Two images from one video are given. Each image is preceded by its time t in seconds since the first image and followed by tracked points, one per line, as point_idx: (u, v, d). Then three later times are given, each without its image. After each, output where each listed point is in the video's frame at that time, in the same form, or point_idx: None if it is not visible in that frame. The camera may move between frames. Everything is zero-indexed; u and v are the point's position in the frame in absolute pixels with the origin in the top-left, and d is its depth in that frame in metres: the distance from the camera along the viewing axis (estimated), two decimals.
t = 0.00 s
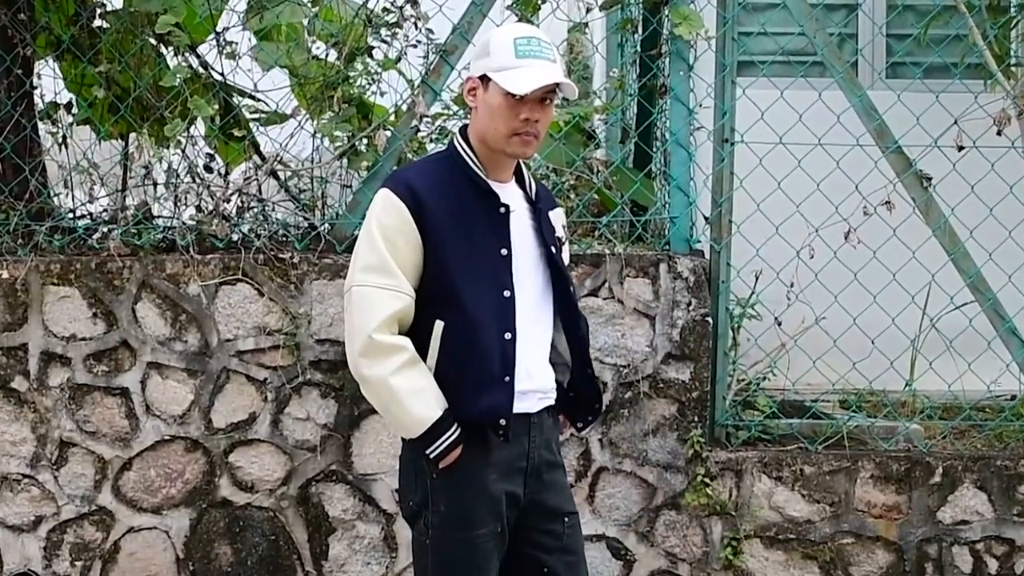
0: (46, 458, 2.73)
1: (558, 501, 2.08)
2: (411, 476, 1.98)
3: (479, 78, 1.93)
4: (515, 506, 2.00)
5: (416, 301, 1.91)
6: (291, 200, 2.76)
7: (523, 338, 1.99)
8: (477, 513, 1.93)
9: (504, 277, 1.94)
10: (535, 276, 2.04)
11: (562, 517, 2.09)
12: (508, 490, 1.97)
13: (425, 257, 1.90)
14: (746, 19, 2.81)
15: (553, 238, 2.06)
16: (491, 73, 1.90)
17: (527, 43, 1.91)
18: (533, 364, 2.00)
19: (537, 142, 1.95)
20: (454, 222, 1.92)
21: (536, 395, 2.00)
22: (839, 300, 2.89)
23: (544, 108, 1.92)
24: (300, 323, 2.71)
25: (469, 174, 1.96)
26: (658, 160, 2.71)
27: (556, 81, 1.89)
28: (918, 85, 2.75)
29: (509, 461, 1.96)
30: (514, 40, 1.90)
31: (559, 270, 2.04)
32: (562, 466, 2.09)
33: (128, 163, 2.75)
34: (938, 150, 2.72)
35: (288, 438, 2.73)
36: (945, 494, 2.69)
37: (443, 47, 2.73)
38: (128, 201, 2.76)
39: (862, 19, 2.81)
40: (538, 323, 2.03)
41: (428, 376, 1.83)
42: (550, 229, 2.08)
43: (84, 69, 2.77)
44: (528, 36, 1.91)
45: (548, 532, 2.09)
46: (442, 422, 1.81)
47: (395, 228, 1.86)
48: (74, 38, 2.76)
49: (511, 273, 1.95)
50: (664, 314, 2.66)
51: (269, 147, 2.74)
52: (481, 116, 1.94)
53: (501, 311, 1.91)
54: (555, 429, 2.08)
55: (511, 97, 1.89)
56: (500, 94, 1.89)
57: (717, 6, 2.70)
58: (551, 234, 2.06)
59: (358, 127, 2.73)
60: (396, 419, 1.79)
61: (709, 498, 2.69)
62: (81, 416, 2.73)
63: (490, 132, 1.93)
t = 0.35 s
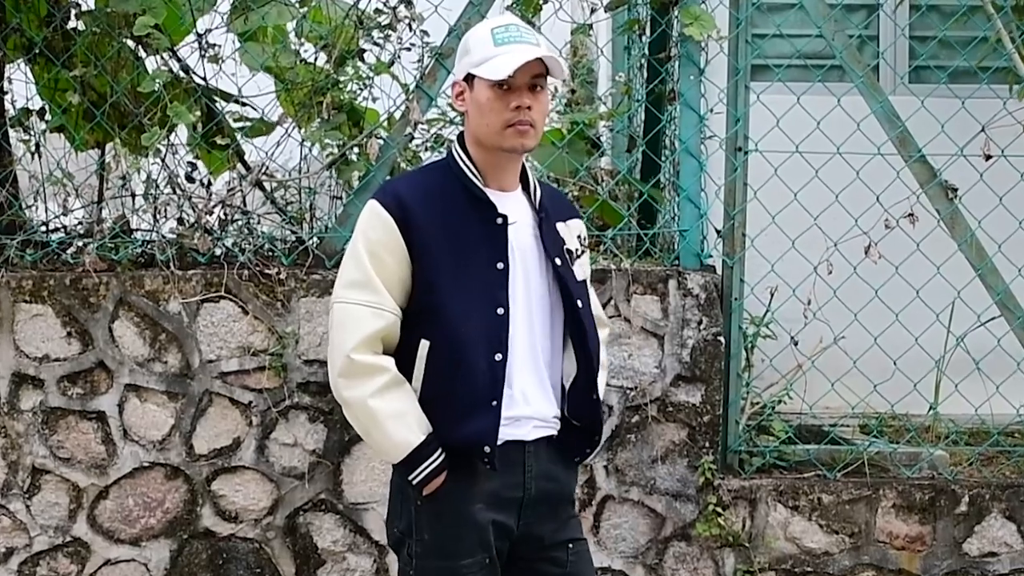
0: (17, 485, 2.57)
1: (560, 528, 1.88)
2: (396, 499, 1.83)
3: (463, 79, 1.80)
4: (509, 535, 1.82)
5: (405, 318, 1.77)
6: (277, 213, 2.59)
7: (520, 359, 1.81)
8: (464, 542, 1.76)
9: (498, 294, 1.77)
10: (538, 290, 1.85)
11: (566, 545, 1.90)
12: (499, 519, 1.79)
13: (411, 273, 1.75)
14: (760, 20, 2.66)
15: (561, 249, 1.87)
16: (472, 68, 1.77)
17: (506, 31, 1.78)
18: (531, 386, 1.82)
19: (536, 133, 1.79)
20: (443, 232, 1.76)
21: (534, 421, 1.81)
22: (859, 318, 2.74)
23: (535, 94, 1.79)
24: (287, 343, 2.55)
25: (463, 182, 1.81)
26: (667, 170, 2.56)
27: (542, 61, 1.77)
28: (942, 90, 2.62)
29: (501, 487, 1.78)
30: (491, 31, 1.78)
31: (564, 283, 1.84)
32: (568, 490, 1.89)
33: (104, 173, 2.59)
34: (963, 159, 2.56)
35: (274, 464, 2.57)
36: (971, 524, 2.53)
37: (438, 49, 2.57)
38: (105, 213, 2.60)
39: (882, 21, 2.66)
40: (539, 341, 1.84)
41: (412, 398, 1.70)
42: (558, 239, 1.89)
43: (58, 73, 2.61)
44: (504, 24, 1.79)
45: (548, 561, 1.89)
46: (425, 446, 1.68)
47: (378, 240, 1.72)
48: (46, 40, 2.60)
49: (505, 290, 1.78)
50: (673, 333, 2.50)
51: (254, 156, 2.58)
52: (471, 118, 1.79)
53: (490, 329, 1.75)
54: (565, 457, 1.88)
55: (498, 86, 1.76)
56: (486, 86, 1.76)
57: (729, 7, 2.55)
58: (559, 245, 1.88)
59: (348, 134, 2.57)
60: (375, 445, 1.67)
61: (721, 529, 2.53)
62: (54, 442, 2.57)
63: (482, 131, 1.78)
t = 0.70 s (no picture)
0: (4, 482, 2.51)
1: (561, 531, 1.75)
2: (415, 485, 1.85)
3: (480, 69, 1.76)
4: (506, 530, 1.74)
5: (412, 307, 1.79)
6: (271, 202, 2.52)
7: (523, 353, 1.73)
8: (450, 527, 1.72)
9: (492, 285, 1.71)
10: (549, 282, 1.75)
11: (567, 551, 1.76)
12: (489, 509, 1.72)
13: (414, 262, 1.76)
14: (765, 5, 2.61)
15: (580, 241, 1.75)
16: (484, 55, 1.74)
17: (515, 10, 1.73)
18: (535, 382, 1.73)
19: (556, 112, 1.72)
20: (441, 222, 1.75)
21: (532, 418, 1.72)
22: (868, 310, 2.67)
23: (550, 73, 1.72)
24: (281, 336, 2.48)
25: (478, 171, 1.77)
26: (671, 159, 2.49)
27: (551, 36, 1.70)
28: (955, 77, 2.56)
29: (492, 476, 1.71)
30: (499, 14, 1.74)
31: (572, 275, 1.73)
32: (579, 493, 1.75)
33: (93, 161, 2.52)
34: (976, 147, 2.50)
35: (268, 460, 2.50)
36: (984, 522, 2.47)
37: (436, 34, 2.50)
38: (94, 202, 2.53)
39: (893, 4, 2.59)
40: (549, 337, 1.74)
41: (404, 388, 1.73)
42: (583, 230, 1.77)
43: (46, 58, 2.54)
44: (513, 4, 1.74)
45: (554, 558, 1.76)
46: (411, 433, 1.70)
47: (382, 230, 1.76)
48: (34, 25, 2.54)
49: (501, 282, 1.72)
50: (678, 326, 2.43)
51: (248, 144, 2.51)
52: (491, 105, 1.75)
53: (476, 322, 1.71)
54: (581, 459, 1.75)
55: (507, 67, 1.71)
56: (497, 69, 1.72)
57: None
58: (579, 236, 1.76)
59: (344, 121, 2.50)
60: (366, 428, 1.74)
61: (726, 527, 2.46)
62: (42, 437, 2.50)
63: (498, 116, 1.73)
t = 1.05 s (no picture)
0: (4, 466, 2.51)
1: (547, 517, 1.72)
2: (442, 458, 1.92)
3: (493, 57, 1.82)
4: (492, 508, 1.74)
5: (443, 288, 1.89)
6: (271, 186, 2.53)
7: (512, 335, 1.75)
8: (439, 505, 1.77)
9: (482, 266, 1.75)
10: (541, 267, 1.76)
11: (556, 539, 1.73)
12: (472, 491, 1.74)
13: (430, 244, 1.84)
14: None
15: (574, 227, 1.75)
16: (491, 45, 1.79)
17: None
18: (522, 363, 1.74)
19: (551, 95, 1.73)
20: (448, 206, 1.82)
21: (519, 399, 1.72)
22: (869, 294, 2.69)
23: (547, 57, 1.73)
24: (281, 320, 2.48)
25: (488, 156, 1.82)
26: (671, 143, 2.49)
27: (545, 20, 1.71)
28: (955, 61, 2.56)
29: (475, 457, 1.74)
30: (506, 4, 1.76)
31: (562, 259, 1.73)
32: (565, 478, 1.71)
33: (93, 146, 2.53)
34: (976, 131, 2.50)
35: (267, 445, 2.50)
36: (984, 507, 2.46)
37: (436, 19, 2.50)
38: (94, 187, 2.54)
39: None
40: (538, 321, 1.74)
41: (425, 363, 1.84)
42: (582, 216, 1.75)
43: (47, 43, 2.54)
44: None
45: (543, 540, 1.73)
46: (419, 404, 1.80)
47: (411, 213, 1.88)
48: (34, 9, 2.54)
49: (490, 263, 1.75)
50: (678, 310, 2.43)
51: (248, 128, 2.51)
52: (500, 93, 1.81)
53: (465, 302, 1.75)
54: (574, 442, 1.72)
55: (505, 52, 1.75)
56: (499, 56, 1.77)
57: None
58: (575, 221, 1.75)
59: (344, 105, 2.50)
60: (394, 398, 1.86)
61: (727, 512, 2.46)
62: (42, 422, 2.50)
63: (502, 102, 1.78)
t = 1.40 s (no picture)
0: (4, 450, 2.51)
1: (502, 495, 1.79)
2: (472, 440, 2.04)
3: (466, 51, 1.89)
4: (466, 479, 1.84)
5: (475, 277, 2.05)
6: (270, 169, 2.53)
7: (466, 317, 1.84)
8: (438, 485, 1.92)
9: (445, 254, 1.88)
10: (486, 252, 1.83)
11: (508, 516, 1.78)
12: (453, 475, 1.87)
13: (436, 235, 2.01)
14: None
15: (512, 212, 1.79)
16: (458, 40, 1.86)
17: None
18: (471, 346, 1.83)
19: (497, 87, 1.76)
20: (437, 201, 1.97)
21: (472, 380, 1.81)
22: (869, 278, 2.68)
23: (497, 50, 1.77)
24: (282, 303, 2.48)
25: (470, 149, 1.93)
26: (671, 127, 2.50)
27: (488, 13, 1.75)
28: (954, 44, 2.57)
29: (452, 445, 1.86)
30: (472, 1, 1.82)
31: (495, 244, 1.79)
32: (510, 461, 1.77)
33: (94, 129, 2.53)
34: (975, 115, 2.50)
35: (267, 428, 2.50)
36: (984, 490, 2.46)
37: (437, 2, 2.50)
38: (94, 170, 2.54)
39: None
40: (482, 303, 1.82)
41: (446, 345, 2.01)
42: (520, 201, 1.79)
43: (47, 26, 2.54)
44: None
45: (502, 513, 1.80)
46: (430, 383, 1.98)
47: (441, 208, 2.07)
48: None
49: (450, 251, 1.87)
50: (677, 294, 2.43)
51: (249, 112, 2.51)
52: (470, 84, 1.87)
53: (433, 287, 1.90)
54: (508, 422, 1.76)
55: (465, 46, 1.80)
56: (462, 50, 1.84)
57: None
58: (514, 207, 1.79)
59: (345, 89, 2.51)
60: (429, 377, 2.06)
61: (726, 495, 2.46)
62: (42, 405, 2.50)
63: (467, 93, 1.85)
